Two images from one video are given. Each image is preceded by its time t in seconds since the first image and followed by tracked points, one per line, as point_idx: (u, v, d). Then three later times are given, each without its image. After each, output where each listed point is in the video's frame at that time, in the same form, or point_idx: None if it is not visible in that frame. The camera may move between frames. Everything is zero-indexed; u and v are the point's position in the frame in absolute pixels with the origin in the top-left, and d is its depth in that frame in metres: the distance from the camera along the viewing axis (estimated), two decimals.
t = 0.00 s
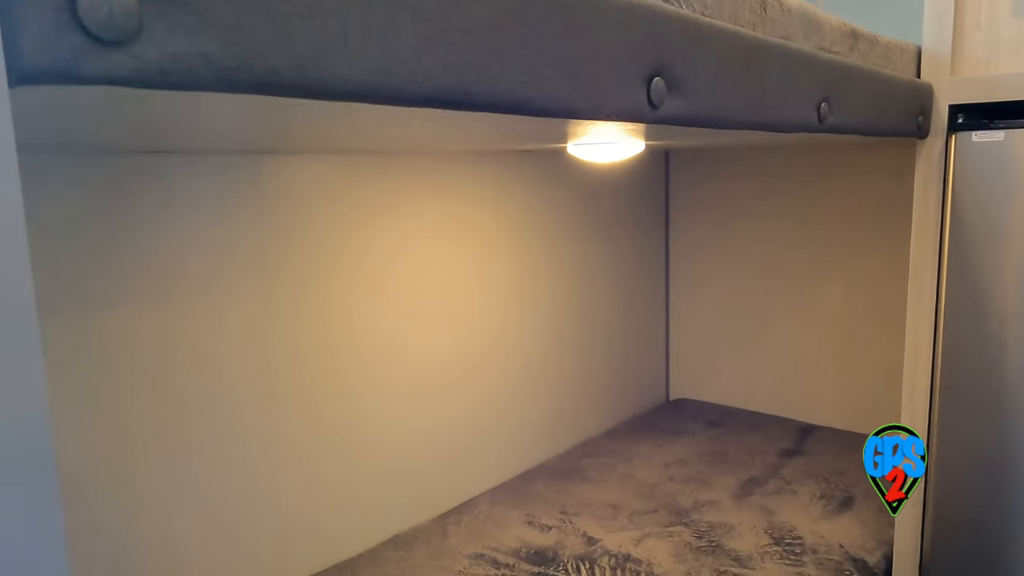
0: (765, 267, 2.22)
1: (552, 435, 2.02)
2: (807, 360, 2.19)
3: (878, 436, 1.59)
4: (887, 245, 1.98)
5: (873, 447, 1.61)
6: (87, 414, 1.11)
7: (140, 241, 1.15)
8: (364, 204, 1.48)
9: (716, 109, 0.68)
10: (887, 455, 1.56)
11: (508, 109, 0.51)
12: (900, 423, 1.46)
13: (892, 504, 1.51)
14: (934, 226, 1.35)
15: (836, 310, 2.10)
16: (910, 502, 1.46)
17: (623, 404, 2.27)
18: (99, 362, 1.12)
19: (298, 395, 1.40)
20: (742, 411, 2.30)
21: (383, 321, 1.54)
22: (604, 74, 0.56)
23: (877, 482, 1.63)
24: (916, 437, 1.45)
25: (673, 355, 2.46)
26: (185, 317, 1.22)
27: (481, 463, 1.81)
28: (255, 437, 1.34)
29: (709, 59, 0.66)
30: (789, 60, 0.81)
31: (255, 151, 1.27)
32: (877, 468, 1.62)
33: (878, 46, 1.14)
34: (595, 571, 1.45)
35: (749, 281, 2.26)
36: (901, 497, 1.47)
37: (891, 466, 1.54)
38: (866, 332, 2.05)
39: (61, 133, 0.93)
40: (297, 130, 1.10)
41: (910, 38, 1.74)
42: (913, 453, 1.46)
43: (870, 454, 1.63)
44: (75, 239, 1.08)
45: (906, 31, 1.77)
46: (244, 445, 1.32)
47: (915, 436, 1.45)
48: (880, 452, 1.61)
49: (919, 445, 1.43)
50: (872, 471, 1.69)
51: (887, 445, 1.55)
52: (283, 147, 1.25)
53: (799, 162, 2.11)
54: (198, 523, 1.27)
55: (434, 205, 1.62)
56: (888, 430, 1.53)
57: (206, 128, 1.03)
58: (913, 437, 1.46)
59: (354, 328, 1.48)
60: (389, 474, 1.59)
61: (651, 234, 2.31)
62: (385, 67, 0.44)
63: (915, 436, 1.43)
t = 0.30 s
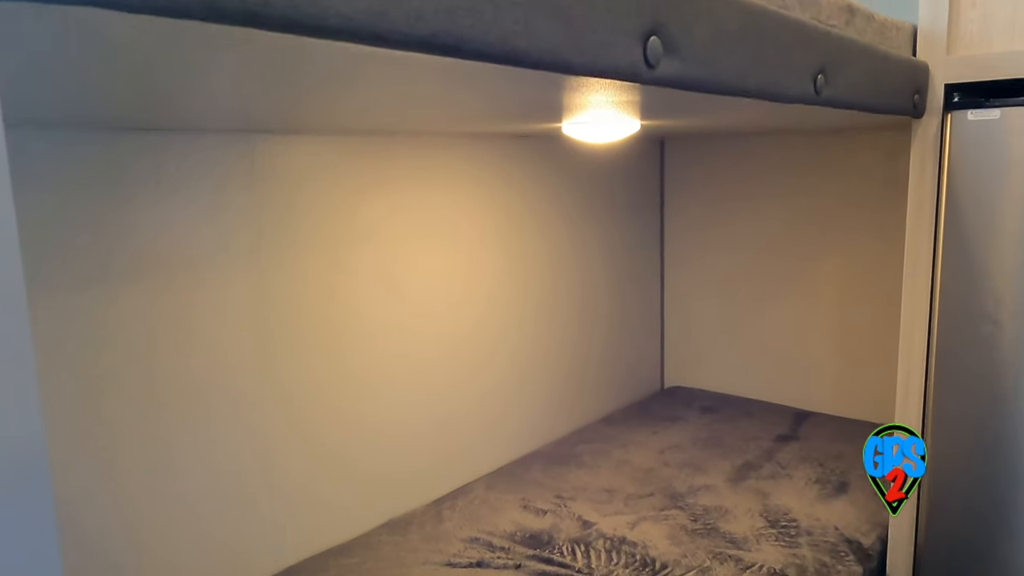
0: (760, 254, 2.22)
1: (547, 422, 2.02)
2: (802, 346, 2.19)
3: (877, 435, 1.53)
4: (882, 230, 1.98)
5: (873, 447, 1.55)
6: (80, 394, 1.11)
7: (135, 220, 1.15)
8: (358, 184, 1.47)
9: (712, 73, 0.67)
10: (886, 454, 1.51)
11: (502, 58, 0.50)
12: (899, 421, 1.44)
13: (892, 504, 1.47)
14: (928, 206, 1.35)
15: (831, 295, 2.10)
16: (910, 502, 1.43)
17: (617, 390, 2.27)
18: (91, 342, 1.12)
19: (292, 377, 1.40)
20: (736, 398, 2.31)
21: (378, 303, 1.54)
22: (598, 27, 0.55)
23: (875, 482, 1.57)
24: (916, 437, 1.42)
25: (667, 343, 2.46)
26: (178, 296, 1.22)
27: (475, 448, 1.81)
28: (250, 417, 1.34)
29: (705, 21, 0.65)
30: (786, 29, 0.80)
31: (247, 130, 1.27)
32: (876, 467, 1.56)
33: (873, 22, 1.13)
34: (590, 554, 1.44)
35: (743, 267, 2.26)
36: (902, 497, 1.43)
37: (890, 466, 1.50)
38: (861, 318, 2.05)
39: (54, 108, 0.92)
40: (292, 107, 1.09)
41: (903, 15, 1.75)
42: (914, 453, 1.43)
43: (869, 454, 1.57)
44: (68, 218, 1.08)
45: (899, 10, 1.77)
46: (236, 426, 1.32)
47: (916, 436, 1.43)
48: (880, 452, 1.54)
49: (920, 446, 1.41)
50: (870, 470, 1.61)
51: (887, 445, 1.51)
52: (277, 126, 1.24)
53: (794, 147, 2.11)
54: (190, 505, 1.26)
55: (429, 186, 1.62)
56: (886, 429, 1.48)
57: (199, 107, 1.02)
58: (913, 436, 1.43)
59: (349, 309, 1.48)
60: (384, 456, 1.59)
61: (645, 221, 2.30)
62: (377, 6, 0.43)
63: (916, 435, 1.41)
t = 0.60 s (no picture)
0: (756, 244, 2.22)
1: (542, 412, 2.02)
2: (797, 337, 2.19)
3: (876, 435, 1.49)
4: (877, 220, 1.99)
5: (873, 448, 1.50)
6: (74, 383, 1.10)
7: (129, 207, 1.14)
8: (353, 172, 1.46)
9: (709, 52, 0.67)
10: (886, 455, 1.48)
11: (500, 30, 0.49)
12: (900, 421, 1.43)
13: (893, 505, 1.44)
14: (924, 194, 1.35)
15: (826, 286, 2.10)
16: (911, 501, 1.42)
17: (612, 382, 2.26)
18: (86, 331, 1.11)
19: (288, 366, 1.39)
20: (732, 389, 2.31)
21: (373, 292, 1.53)
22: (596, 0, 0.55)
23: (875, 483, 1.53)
24: (915, 437, 1.41)
25: (663, 334, 2.46)
26: (173, 284, 1.21)
27: (471, 439, 1.80)
28: (245, 406, 1.33)
29: None
30: (782, 9, 0.80)
31: (241, 117, 1.26)
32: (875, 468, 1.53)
33: (870, 7, 1.13)
34: (587, 542, 1.44)
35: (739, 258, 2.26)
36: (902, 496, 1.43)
37: (891, 467, 1.47)
38: (856, 308, 2.06)
39: (47, 93, 0.91)
40: (287, 93, 1.09)
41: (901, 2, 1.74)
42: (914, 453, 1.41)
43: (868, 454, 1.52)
44: (62, 205, 1.07)
45: None
46: (231, 415, 1.31)
47: (916, 436, 1.41)
48: (880, 453, 1.50)
49: (920, 445, 1.39)
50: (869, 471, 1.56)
51: (887, 446, 1.47)
52: (271, 113, 1.23)
53: (790, 138, 2.11)
54: (186, 494, 1.26)
55: (424, 175, 1.61)
56: (885, 429, 1.46)
57: (196, 92, 1.01)
58: (913, 436, 1.41)
59: (344, 299, 1.48)
60: (380, 447, 1.59)
61: (640, 212, 2.30)
62: None
63: (915, 435, 1.40)
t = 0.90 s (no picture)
0: (751, 238, 2.22)
1: (539, 406, 2.01)
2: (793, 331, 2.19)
3: (876, 435, 1.49)
4: (873, 213, 1.99)
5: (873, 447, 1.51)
6: (67, 377, 1.10)
7: (122, 200, 1.13)
8: (349, 164, 1.45)
9: (707, 39, 0.67)
10: (886, 455, 1.49)
11: (498, 13, 0.49)
12: (899, 421, 1.43)
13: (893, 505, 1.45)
14: (920, 186, 1.35)
15: (822, 279, 2.11)
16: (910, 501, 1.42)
17: (608, 376, 2.26)
18: (79, 324, 1.10)
19: (284, 359, 1.39)
20: (728, 383, 2.31)
21: (369, 285, 1.53)
22: None
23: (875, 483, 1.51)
24: (915, 437, 1.41)
25: (659, 329, 2.46)
26: (168, 277, 1.20)
27: (467, 433, 1.80)
28: (241, 400, 1.33)
29: None
30: None
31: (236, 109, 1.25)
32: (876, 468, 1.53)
33: None
34: (583, 535, 1.44)
35: (735, 251, 2.26)
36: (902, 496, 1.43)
37: (890, 466, 1.48)
38: (852, 301, 2.06)
39: (39, 85, 0.91)
40: (280, 84, 1.08)
41: None
42: (913, 453, 1.42)
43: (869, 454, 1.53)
44: (54, 197, 1.06)
45: None
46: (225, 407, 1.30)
47: (916, 437, 1.41)
48: (880, 452, 1.50)
49: (920, 445, 1.39)
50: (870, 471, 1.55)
51: (887, 446, 1.48)
52: (266, 105, 1.23)
53: (786, 132, 2.11)
54: (181, 487, 1.25)
55: (420, 167, 1.60)
56: (885, 429, 1.46)
57: (192, 83, 1.01)
58: (913, 437, 1.41)
59: (340, 294, 1.47)
60: (376, 442, 1.58)
61: (636, 206, 2.30)
62: None
63: (915, 435, 1.40)
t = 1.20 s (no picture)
0: (748, 235, 2.22)
1: (536, 402, 2.02)
2: (790, 327, 2.20)
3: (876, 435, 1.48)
4: (869, 210, 1.99)
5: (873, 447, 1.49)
6: (66, 375, 1.09)
7: (119, 198, 1.13)
8: (346, 161, 1.45)
9: (708, 36, 0.67)
10: (886, 455, 1.47)
11: (503, 11, 0.49)
12: (895, 416, 1.44)
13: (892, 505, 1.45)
14: (917, 183, 1.36)
15: (818, 275, 2.11)
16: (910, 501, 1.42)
17: (605, 372, 2.27)
18: (77, 323, 1.10)
19: (281, 357, 1.39)
20: (725, 380, 2.32)
21: (367, 282, 1.53)
22: None
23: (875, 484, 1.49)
24: (916, 437, 1.41)
25: (655, 325, 2.46)
26: (166, 275, 1.20)
27: (465, 430, 1.80)
28: (239, 399, 1.33)
29: None
30: None
31: (234, 106, 1.25)
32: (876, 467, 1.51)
33: None
34: (582, 531, 1.45)
35: (732, 248, 2.26)
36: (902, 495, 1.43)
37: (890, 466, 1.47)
38: (848, 297, 2.07)
39: (36, 83, 0.90)
40: (279, 82, 1.08)
41: None
42: (914, 453, 1.41)
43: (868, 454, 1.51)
44: (51, 194, 1.06)
45: None
46: (224, 405, 1.30)
47: (916, 437, 1.41)
48: (880, 452, 1.48)
49: (920, 445, 1.39)
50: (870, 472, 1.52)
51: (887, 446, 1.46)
52: (264, 103, 1.23)
53: (782, 129, 2.11)
54: (180, 486, 1.25)
55: (417, 167, 1.60)
56: (885, 429, 1.46)
57: (191, 80, 1.01)
58: (913, 436, 1.41)
59: (337, 295, 1.47)
60: (374, 442, 1.58)
61: (633, 203, 2.30)
62: None
63: (915, 435, 1.40)
